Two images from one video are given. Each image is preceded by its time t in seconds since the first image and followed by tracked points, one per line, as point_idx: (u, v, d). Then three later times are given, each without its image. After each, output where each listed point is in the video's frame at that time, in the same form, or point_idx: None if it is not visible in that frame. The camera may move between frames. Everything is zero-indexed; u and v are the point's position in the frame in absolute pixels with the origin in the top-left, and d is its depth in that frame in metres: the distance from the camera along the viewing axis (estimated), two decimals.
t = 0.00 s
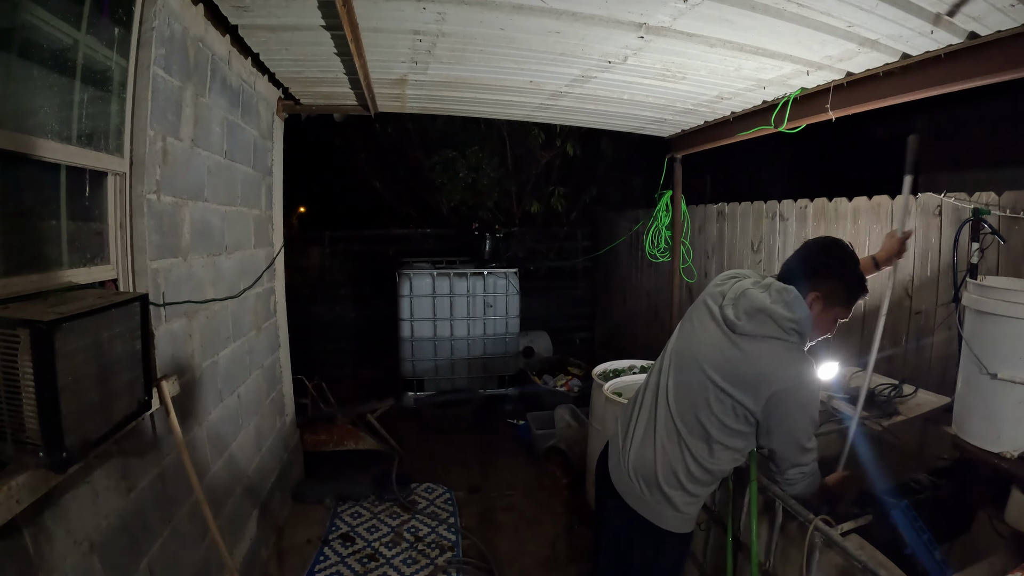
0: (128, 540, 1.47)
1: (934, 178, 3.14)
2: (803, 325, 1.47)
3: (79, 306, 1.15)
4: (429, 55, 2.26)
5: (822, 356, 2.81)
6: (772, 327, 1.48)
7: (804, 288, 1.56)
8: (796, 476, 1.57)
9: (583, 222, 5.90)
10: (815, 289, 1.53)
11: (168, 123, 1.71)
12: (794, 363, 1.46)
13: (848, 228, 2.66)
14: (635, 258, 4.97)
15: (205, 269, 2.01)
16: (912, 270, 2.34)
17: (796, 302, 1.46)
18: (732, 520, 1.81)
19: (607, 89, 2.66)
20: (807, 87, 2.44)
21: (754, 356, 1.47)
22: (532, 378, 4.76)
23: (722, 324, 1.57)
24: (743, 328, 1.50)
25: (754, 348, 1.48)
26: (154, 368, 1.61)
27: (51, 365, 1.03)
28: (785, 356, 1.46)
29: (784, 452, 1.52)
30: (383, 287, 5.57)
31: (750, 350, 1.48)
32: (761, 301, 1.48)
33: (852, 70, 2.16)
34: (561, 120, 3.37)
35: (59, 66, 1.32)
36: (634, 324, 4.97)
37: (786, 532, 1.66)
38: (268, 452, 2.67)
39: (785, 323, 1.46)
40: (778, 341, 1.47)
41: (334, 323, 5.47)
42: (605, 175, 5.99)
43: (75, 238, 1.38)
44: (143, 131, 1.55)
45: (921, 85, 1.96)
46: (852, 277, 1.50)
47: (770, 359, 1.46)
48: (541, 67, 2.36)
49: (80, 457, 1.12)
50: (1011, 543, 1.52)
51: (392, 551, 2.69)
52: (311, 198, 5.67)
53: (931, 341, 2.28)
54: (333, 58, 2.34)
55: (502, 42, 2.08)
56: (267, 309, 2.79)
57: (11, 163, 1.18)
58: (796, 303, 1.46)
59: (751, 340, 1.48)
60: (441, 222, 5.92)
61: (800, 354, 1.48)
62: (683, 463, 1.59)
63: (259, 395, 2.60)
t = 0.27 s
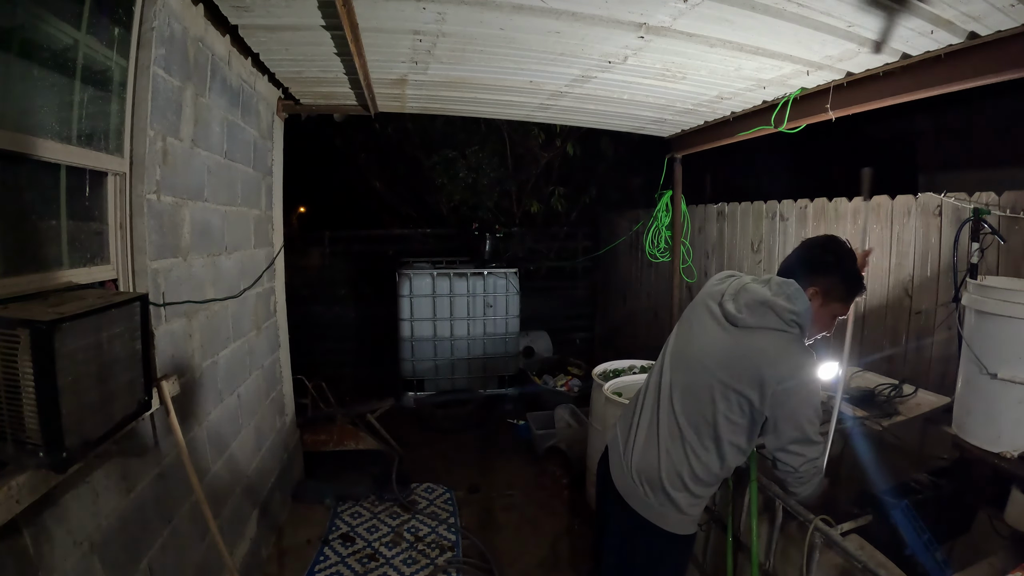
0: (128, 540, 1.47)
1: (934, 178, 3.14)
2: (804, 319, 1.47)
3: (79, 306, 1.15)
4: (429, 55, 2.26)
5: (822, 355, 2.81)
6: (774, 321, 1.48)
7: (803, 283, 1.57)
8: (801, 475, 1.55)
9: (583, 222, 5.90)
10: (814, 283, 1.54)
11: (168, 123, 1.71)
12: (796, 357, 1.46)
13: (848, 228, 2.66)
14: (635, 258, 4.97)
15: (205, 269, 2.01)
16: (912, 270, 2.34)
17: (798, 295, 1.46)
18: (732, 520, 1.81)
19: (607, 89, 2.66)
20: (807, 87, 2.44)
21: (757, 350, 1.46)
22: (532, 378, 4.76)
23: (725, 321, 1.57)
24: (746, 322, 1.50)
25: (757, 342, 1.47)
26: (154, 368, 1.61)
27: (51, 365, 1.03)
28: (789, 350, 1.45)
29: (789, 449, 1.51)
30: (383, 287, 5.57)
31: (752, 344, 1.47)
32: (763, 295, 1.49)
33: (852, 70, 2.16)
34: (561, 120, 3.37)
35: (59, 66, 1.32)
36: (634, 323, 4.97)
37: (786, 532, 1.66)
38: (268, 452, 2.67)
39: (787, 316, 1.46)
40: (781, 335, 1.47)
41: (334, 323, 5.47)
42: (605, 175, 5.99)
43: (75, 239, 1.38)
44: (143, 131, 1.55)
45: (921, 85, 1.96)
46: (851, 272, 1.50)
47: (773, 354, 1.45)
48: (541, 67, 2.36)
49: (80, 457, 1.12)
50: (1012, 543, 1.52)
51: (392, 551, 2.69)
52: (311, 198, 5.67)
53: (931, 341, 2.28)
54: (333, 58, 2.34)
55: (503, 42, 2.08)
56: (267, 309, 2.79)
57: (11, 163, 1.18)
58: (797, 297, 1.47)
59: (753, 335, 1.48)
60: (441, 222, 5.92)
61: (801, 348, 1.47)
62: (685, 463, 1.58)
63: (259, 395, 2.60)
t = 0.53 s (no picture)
0: (128, 540, 1.47)
1: (934, 178, 3.14)
2: (804, 320, 1.48)
3: (78, 306, 1.15)
4: (429, 55, 2.26)
5: (822, 355, 2.81)
6: (772, 321, 1.48)
7: (800, 282, 1.58)
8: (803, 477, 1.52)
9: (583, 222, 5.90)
10: (812, 283, 1.55)
11: (168, 123, 1.71)
12: (797, 357, 1.46)
13: (848, 229, 2.66)
14: (635, 258, 4.97)
15: (205, 269, 2.01)
16: (912, 270, 2.34)
17: (797, 297, 1.47)
18: (732, 520, 1.81)
19: (607, 89, 2.66)
20: (807, 87, 2.44)
21: (756, 351, 1.46)
22: (532, 378, 4.77)
23: (722, 321, 1.57)
24: (744, 323, 1.50)
25: (756, 343, 1.47)
26: (154, 368, 1.61)
27: (50, 364, 1.03)
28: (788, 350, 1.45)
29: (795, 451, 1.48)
30: (383, 287, 5.57)
31: (751, 344, 1.47)
32: (763, 297, 1.50)
33: (851, 70, 2.16)
34: (561, 120, 3.37)
35: (60, 66, 1.32)
36: (634, 323, 4.97)
37: (787, 532, 1.66)
38: (268, 452, 2.67)
39: (786, 317, 1.47)
40: (780, 336, 1.47)
41: (334, 323, 5.47)
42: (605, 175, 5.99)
43: (75, 239, 1.38)
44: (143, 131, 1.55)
45: (921, 85, 1.96)
46: (848, 272, 1.51)
47: (773, 355, 1.45)
48: (541, 67, 2.36)
49: (80, 456, 1.12)
50: (1012, 543, 1.53)
51: (392, 551, 2.69)
52: (311, 198, 5.67)
53: (931, 341, 2.28)
54: (333, 58, 2.34)
55: (503, 42, 2.08)
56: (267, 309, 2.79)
57: (11, 163, 1.18)
58: (796, 298, 1.48)
59: (751, 335, 1.48)
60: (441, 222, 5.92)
61: (800, 349, 1.48)
62: (685, 465, 1.58)
63: (259, 395, 2.60)
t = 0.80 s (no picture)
0: (128, 540, 1.47)
1: (934, 178, 3.14)
2: (803, 317, 1.49)
3: (78, 305, 1.15)
4: (429, 55, 2.26)
5: (822, 355, 2.81)
6: (773, 319, 1.48)
7: (797, 278, 1.61)
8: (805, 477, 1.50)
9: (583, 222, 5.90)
10: (809, 277, 1.58)
11: (168, 123, 1.71)
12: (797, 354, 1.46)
13: (848, 228, 2.66)
14: (635, 258, 4.97)
15: (205, 269, 2.01)
16: (912, 270, 2.34)
17: (796, 295, 1.48)
18: (732, 520, 1.81)
19: (607, 89, 2.66)
20: (807, 87, 2.44)
21: (756, 348, 1.46)
22: (531, 377, 4.77)
23: (722, 320, 1.57)
24: (744, 321, 1.50)
25: (755, 340, 1.47)
26: (154, 368, 1.61)
27: (50, 364, 1.03)
28: (788, 348, 1.45)
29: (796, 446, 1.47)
30: (383, 287, 5.57)
31: (751, 342, 1.48)
32: (761, 295, 1.50)
33: (851, 70, 2.16)
34: (561, 120, 3.37)
35: (60, 67, 1.31)
36: (634, 323, 4.97)
37: (787, 532, 1.66)
38: (268, 452, 2.67)
39: (785, 315, 1.47)
40: (780, 334, 1.47)
41: (334, 323, 5.47)
42: (605, 175, 6.00)
43: (76, 238, 1.38)
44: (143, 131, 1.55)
45: (921, 85, 1.96)
46: (844, 266, 1.55)
47: (774, 353, 1.45)
48: (541, 67, 2.36)
49: (80, 456, 1.12)
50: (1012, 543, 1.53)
51: (392, 551, 2.69)
52: (311, 198, 5.68)
53: (931, 341, 2.28)
54: (333, 57, 2.34)
55: (503, 42, 2.08)
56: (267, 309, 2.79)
57: (11, 163, 1.18)
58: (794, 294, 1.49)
59: (751, 333, 1.49)
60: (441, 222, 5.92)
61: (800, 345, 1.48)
62: (686, 465, 1.58)
63: (259, 395, 2.60)
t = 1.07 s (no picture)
0: (128, 540, 1.47)
1: (934, 178, 3.14)
2: (795, 305, 1.52)
3: (78, 306, 1.15)
4: (429, 55, 2.26)
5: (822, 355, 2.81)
6: (765, 309, 1.50)
7: (788, 268, 1.63)
8: (806, 469, 1.49)
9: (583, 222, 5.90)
10: (799, 265, 1.61)
11: (168, 123, 1.71)
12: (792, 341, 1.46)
13: (848, 228, 2.66)
14: (635, 258, 4.97)
15: (205, 269, 2.01)
16: (912, 270, 2.34)
17: (786, 284, 1.52)
18: (732, 520, 1.82)
19: (607, 88, 2.66)
20: (807, 87, 2.44)
21: (751, 338, 1.48)
22: (532, 377, 4.77)
23: (715, 313, 1.58)
24: (738, 313, 1.51)
25: (750, 331, 1.49)
26: (154, 368, 1.61)
27: (51, 364, 1.03)
28: (783, 336, 1.45)
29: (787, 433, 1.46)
30: (383, 287, 5.57)
31: (746, 333, 1.49)
32: (753, 285, 1.52)
33: (852, 70, 2.16)
34: (561, 120, 3.37)
35: (60, 67, 1.31)
36: (634, 323, 4.97)
37: (786, 532, 1.66)
38: (268, 452, 2.67)
39: (778, 303, 1.49)
40: (775, 323, 1.48)
41: (334, 323, 5.47)
42: (605, 175, 6.00)
43: (75, 239, 1.38)
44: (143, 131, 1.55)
45: (921, 84, 1.96)
46: (830, 252, 1.60)
47: (770, 343, 1.45)
48: (541, 67, 2.36)
49: (80, 456, 1.12)
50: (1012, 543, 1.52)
51: (392, 551, 2.69)
52: (312, 198, 5.68)
53: (931, 341, 2.28)
54: (333, 58, 2.34)
55: (502, 42, 2.08)
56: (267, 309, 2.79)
57: (10, 162, 1.18)
58: (785, 283, 1.53)
59: (745, 324, 1.50)
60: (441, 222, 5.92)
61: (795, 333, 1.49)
62: (688, 463, 1.58)
63: (260, 395, 2.60)
